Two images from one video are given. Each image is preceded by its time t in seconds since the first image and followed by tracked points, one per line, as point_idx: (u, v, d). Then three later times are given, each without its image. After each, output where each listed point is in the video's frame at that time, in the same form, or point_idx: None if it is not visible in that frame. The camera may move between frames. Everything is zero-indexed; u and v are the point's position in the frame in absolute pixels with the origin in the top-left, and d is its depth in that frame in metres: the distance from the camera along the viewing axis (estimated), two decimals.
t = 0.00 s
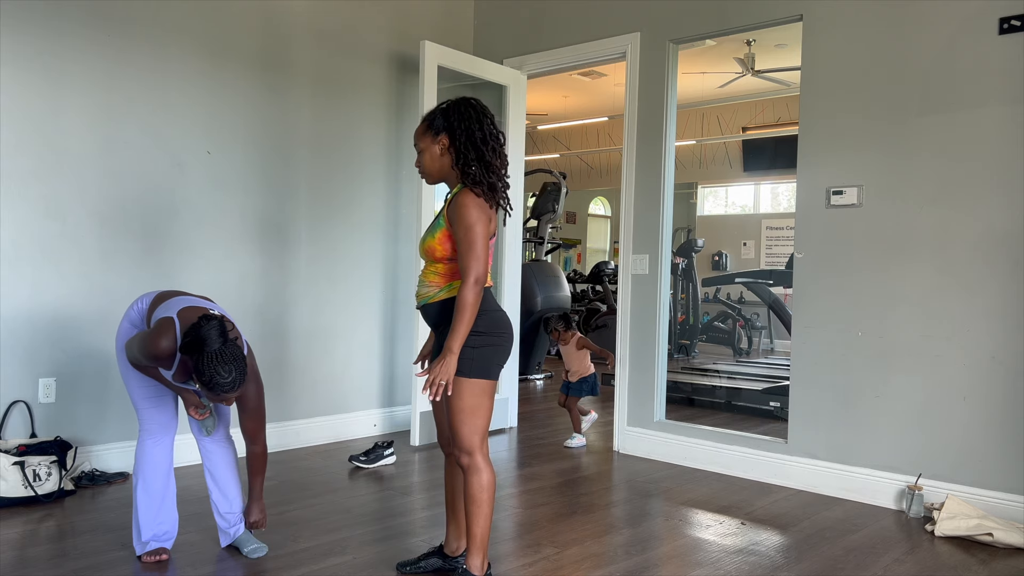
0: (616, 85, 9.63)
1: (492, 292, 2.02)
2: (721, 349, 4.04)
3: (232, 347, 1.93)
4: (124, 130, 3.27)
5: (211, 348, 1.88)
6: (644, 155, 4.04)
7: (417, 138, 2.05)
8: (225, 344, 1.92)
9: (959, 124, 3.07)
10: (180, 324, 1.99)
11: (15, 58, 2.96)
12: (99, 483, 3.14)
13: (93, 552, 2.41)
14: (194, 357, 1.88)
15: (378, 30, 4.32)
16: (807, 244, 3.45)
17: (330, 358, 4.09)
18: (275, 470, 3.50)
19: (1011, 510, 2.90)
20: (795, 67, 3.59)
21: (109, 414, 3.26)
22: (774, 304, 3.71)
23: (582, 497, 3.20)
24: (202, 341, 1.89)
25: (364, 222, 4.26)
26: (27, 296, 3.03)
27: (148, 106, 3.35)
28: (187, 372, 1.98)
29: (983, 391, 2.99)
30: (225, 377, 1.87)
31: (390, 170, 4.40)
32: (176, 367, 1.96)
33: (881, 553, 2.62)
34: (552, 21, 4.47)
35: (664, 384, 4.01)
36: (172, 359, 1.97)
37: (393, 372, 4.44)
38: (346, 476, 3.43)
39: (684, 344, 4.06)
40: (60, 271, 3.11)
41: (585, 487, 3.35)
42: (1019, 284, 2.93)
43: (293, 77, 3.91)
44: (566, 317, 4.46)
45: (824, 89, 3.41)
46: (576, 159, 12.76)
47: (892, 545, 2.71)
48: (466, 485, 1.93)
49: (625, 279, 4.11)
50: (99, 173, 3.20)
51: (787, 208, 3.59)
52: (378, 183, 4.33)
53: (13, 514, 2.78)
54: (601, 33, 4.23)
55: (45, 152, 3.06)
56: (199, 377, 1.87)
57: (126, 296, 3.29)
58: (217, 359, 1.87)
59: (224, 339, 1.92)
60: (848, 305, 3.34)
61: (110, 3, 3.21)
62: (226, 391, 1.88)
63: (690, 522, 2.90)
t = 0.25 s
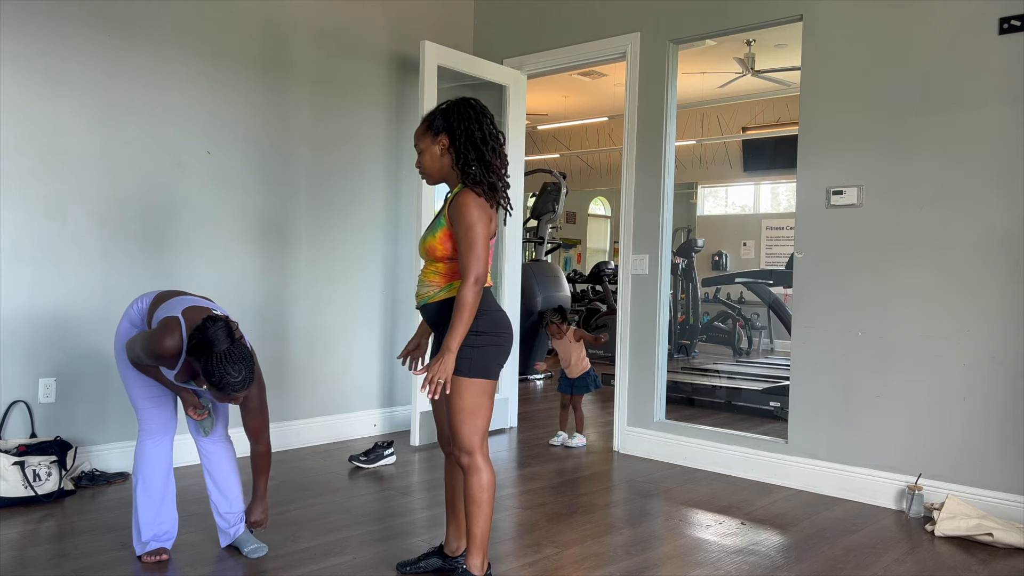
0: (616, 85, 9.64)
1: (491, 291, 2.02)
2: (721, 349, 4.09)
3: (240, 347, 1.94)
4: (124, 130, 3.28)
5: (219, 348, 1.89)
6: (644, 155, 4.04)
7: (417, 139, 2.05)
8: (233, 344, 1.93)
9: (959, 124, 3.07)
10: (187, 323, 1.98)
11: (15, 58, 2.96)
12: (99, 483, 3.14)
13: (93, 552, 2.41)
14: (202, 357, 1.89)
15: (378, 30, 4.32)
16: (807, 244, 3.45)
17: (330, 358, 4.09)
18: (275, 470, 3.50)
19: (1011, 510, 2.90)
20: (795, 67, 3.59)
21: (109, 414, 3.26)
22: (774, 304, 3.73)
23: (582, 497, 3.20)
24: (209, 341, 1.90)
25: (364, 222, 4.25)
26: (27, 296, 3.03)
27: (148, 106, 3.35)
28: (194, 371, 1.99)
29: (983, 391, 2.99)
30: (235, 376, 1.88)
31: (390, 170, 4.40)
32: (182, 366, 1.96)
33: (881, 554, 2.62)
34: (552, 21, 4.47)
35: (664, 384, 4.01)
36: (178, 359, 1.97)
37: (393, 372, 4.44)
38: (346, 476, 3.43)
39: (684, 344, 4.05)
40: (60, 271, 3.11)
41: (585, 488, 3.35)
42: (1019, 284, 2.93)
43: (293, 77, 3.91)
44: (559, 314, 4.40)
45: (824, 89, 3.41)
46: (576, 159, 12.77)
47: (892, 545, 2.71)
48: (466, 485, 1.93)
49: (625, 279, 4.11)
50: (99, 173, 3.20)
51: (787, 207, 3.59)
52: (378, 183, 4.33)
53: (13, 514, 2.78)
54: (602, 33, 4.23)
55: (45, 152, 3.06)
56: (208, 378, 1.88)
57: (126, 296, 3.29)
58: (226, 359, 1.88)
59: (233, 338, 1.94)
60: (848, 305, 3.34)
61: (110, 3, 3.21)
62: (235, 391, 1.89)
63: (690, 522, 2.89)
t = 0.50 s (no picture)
0: (616, 85, 9.64)
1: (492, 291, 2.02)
2: (721, 349, 4.07)
3: (239, 318, 1.93)
4: (124, 130, 3.27)
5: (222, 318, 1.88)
6: (644, 156, 4.04)
7: (416, 139, 2.05)
8: (232, 315, 1.92)
9: (959, 124, 3.07)
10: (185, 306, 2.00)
11: (15, 58, 2.96)
12: (99, 483, 3.14)
13: (93, 552, 2.41)
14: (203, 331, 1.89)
15: (378, 30, 4.32)
16: (807, 244, 3.46)
17: (330, 358, 4.09)
18: (275, 470, 3.50)
19: (1011, 510, 2.90)
20: (795, 67, 3.59)
21: (109, 414, 3.26)
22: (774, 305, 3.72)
23: (582, 497, 3.20)
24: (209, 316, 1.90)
25: (364, 222, 4.25)
26: (27, 296, 3.03)
27: (148, 106, 3.35)
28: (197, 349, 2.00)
29: (983, 391, 2.99)
30: (236, 344, 1.86)
31: (390, 170, 4.40)
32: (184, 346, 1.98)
33: (882, 554, 2.62)
34: (552, 21, 4.47)
35: (664, 384, 4.01)
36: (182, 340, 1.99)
37: (393, 372, 4.44)
38: (346, 476, 3.43)
39: (684, 344, 4.05)
40: (60, 271, 3.11)
41: (585, 488, 3.35)
42: (1019, 284, 2.93)
43: (293, 77, 3.91)
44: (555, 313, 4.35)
45: (824, 90, 3.41)
46: (575, 159, 12.77)
47: (892, 545, 2.71)
48: (466, 485, 1.93)
49: (625, 279, 4.11)
50: (99, 173, 3.20)
51: (787, 208, 3.59)
52: (378, 183, 4.33)
53: (13, 514, 2.78)
54: (602, 33, 4.23)
55: (45, 152, 3.06)
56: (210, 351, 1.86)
57: (126, 296, 3.29)
58: (228, 329, 1.87)
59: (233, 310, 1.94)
60: (848, 305, 3.34)
61: (110, 2, 3.21)
62: (242, 361, 1.87)
63: (690, 522, 2.90)
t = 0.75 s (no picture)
0: (616, 85, 9.63)
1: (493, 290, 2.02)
2: (721, 349, 4.07)
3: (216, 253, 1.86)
4: (124, 130, 3.28)
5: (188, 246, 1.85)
6: (644, 156, 4.04)
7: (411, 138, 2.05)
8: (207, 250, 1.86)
9: (959, 124, 3.06)
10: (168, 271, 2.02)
11: (15, 58, 2.96)
12: (99, 483, 3.14)
13: (93, 552, 2.41)
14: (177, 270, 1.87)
15: (378, 30, 4.32)
16: (807, 244, 3.46)
17: (330, 359, 4.09)
18: (275, 470, 3.50)
19: (1011, 510, 2.90)
20: (795, 67, 3.59)
21: (109, 414, 3.26)
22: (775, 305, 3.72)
23: (581, 497, 3.20)
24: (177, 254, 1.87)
25: (364, 222, 4.25)
26: (27, 295, 3.03)
27: (148, 106, 3.35)
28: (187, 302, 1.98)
29: (983, 391, 2.99)
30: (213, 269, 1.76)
31: (390, 170, 4.40)
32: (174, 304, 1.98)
33: (881, 554, 2.62)
34: (552, 21, 4.47)
35: (664, 384, 4.01)
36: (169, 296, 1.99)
37: (393, 372, 4.44)
38: (346, 476, 3.43)
39: (684, 344, 4.05)
40: (60, 271, 3.11)
41: (585, 488, 3.35)
42: (1019, 284, 2.93)
43: (293, 77, 3.91)
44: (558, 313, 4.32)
45: (824, 89, 3.41)
46: (576, 159, 12.77)
47: (892, 545, 2.71)
48: (466, 485, 1.93)
49: (625, 279, 4.11)
50: (99, 173, 3.20)
51: (787, 208, 3.59)
52: (378, 183, 4.33)
53: (13, 514, 2.79)
54: (602, 33, 4.23)
55: (45, 152, 3.06)
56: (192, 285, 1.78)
57: (126, 296, 3.29)
58: (203, 262, 1.79)
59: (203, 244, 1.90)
60: (848, 305, 3.34)
61: (110, 2, 3.21)
62: (223, 288, 1.75)
63: (690, 522, 2.89)
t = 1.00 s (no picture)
0: (616, 85, 9.63)
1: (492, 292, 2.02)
2: (721, 349, 4.03)
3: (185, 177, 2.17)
4: (124, 130, 3.28)
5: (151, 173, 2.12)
6: (644, 156, 4.05)
7: (417, 135, 2.06)
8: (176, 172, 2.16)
9: (959, 124, 3.07)
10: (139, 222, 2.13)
11: (16, 58, 2.96)
12: (99, 483, 3.14)
13: (93, 552, 2.42)
14: (148, 191, 2.09)
15: (378, 30, 4.32)
16: (807, 244, 3.46)
17: (329, 358, 4.09)
18: (275, 470, 3.50)
19: (1011, 510, 2.90)
20: (795, 67, 3.59)
21: (110, 415, 3.26)
22: (775, 305, 3.70)
23: (581, 497, 3.20)
24: (145, 184, 2.12)
25: (364, 223, 4.25)
26: (27, 295, 3.03)
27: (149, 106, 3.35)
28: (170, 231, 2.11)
29: (983, 391, 2.99)
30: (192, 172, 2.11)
31: (390, 170, 4.40)
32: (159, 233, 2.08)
33: (881, 554, 2.62)
34: (552, 21, 4.47)
35: (664, 384, 4.02)
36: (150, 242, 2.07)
37: (393, 372, 4.44)
38: (346, 476, 3.43)
39: (684, 344, 4.05)
40: (60, 271, 3.11)
41: (585, 488, 3.35)
42: (1019, 284, 2.93)
43: (293, 77, 3.91)
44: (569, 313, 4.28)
45: (824, 89, 3.41)
46: (576, 159, 12.77)
47: (892, 545, 2.71)
48: (466, 485, 1.93)
49: (625, 279, 4.11)
50: (98, 173, 3.20)
51: (787, 208, 3.59)
52: (378, 183, 4.33)
53: (13, 514, 2.78)
54: (601, 33, 4.23)
55: (45, 152, 3.06)
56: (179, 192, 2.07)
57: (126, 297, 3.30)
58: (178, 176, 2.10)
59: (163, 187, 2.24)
60: (848, 305, 3.34)
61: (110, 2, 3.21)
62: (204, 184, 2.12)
63: (690, 522, 2.89)
